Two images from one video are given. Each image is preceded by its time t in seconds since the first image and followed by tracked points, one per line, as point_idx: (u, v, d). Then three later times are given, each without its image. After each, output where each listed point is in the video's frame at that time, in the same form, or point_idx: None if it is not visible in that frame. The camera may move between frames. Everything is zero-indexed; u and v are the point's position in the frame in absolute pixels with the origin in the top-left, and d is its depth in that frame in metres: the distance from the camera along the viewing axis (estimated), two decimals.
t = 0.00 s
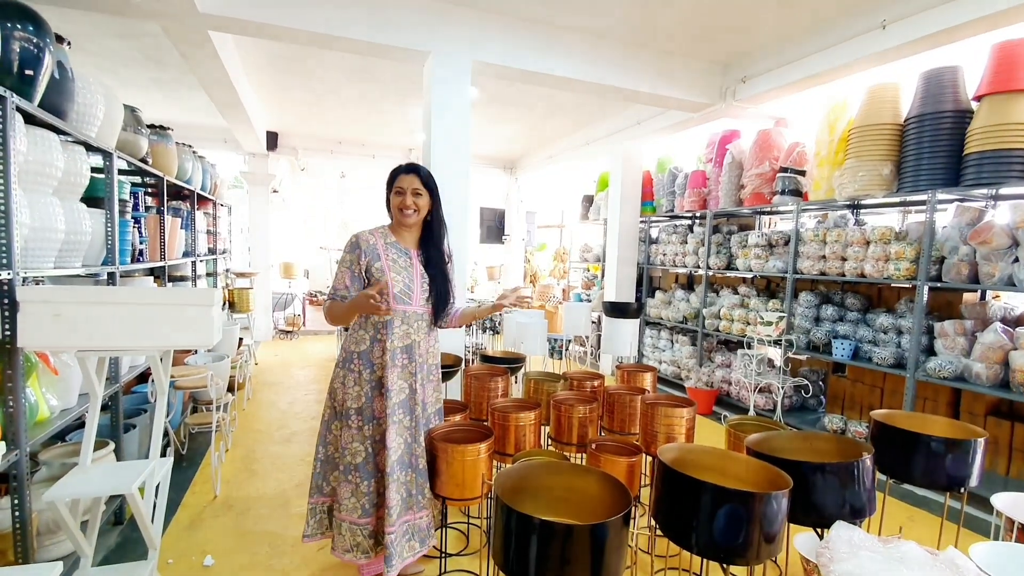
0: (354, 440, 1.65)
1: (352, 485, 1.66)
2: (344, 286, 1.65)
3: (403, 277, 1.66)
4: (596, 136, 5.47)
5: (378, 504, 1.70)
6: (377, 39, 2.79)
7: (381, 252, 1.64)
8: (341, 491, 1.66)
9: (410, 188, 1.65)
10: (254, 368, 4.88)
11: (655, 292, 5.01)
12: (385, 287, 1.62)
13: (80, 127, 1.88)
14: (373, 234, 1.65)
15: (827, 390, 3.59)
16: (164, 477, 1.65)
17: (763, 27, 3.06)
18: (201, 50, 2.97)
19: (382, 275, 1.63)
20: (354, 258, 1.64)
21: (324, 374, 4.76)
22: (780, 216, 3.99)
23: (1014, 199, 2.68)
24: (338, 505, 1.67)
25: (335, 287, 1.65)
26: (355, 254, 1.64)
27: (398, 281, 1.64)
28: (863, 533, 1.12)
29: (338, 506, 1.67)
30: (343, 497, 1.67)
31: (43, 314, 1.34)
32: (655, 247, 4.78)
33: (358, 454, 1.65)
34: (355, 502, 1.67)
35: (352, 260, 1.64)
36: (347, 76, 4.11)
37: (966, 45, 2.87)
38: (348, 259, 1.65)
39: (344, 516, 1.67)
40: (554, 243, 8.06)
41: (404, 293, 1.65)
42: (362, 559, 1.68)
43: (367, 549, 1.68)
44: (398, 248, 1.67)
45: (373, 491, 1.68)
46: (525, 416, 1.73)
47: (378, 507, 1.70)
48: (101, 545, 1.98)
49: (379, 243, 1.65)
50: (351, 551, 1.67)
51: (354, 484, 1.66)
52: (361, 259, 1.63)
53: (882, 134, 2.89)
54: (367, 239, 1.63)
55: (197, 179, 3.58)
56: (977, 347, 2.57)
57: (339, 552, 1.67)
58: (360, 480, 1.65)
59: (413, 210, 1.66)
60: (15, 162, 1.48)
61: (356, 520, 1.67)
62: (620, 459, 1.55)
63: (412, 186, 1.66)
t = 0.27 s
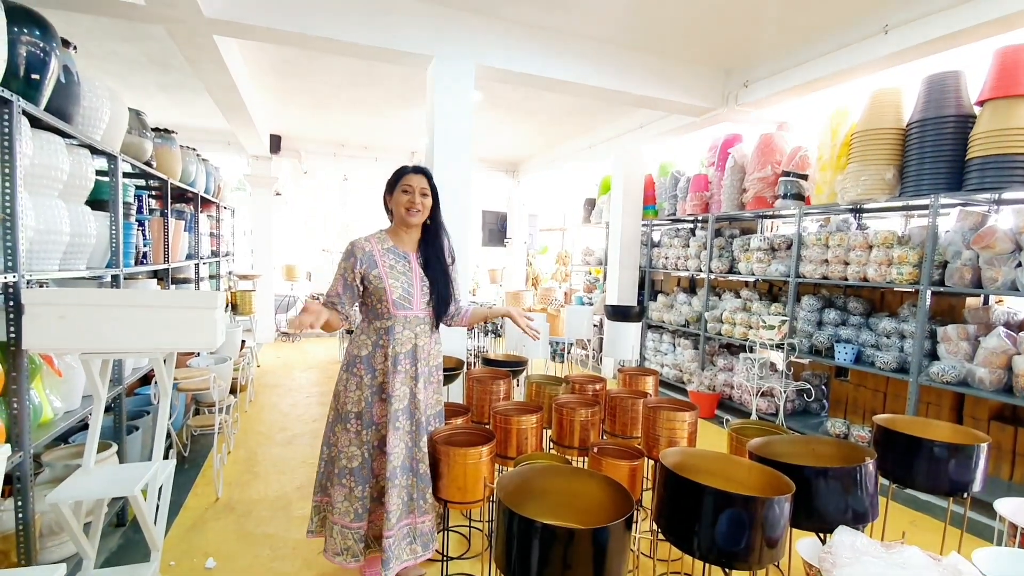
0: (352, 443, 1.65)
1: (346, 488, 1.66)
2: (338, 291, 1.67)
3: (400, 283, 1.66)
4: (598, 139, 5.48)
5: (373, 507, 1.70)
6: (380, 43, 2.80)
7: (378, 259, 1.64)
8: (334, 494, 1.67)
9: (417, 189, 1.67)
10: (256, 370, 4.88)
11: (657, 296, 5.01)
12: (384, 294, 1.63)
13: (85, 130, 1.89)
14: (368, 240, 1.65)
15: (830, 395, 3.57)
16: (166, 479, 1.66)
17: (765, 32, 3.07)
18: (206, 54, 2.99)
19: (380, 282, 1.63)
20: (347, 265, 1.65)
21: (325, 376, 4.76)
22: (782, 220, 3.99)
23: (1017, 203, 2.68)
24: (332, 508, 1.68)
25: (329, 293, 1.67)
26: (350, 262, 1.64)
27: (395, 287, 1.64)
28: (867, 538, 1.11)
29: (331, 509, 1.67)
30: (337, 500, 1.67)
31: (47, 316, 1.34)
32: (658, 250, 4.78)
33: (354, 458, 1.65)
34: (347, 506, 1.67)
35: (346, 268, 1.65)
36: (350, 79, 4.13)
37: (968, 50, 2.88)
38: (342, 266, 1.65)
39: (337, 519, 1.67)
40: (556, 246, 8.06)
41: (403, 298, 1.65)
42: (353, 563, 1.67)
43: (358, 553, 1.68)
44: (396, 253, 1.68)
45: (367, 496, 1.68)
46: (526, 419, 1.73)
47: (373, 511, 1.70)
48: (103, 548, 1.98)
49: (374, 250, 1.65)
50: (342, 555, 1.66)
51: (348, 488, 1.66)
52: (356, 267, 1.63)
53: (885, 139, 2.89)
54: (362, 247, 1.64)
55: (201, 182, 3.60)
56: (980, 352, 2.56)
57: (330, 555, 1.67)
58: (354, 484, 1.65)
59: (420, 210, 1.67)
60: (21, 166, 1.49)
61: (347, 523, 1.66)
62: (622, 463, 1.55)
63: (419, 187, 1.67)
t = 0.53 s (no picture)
0: (352, 444, 1.66)
1: (344, 488, 1.66)
2: (344, 298, 1.68)
3: (401, 287, 1.66)
4: (600, 141, 5.49)
5: (372, 508, 1.71)
6: (382, 45, 2.81)
7: (378, 265, 1.64)
8: (332, 494, 1.67)
9: (410, 192, 1.66)
10: (258, 371, 4.89)
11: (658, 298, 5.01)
12: (386, 300, 1.64)
13: (89, 132, 1.90)
14: (368, 246, 1.65)
15: (831, 397, 3.58)
16: (168, 480, 1.66)
17: (767, 35, 3.08)
18: (209, 56, 3.00)
19: (381, 287, 1.64)
20: (349, 272, 1.65)
21: (327, 377, 4.77)
22: (783, 222, 4.00)
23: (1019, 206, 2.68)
24: (330, 508, 1.68)
25: (336, 301, 1.69)
26: (351, 268, 1.64)
27: (396, 292, 1.65)
28: (868, 540, 1.11)
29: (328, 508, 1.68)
30: (334, 500, 1.68)
31: (52, 317, 1.35)
32: (659, 252, 4.78)
33: (354, 459, 1.66)
34: (345, 506, 1.67)
35: (349, 274, 1.65)
36: (353, 81, 4.14)
37: (969, 53, 2.88)
38: (345, 273, 1.66)
39: (334, 519, 1.67)
40: (557, 248, 8.06)
41: (405, 303, 1.65)
42: (349, 562, 1.66)
43: (354, 552, 1.68)
44: (396, 258, 1.68)
45: (365, 496, 1.68)
46: (528, 421, 1.73)
47: (371, 511, 1.71)
48: (105, 548, 1.99)
49: (374, 255, 1.65)
50: (339, 556, 1.66)
51: (345, 488, 1.66)
52: (358, 273, 1.63)
53: (886, 141, 2.89)
54: (361, 253, 1.64)
55: (204, 183, 3.62)
56: (982, 354, 2.56)
57: (327, 553, 1.67)
58: (352, 485, 1.66)
59: (414, 213, 1.66)
60: (25, 167, 1.50)
61: (343, 524, 1.66)
62: (623, 465, 1.55)
63: (411, 189, 1.67)
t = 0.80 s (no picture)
0: (359, 441, 1.66)
1: (351, 485, 1.67)
2: (351, 298, 1.67)
3: (407, 286, 1.67)
4: (607, 139, 5.48)
5: (379, 504, 1.72)
6: (389, 43, 2.81)
7: (384, 263, 1.65)
8: (341, 490, 1.68)
9: (420, 194, 1.66)
10: (266, 368, 4.93)
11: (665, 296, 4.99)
12: (393, 298, 1.65)
13: (99, 129, 1.92)
14: (374, 244, 1.65)
15: (840, 397, 3.56)
16: (177, 474, 1.67)
17: (776, 31, 3.05)
18: (217, 54, 3.02)
19: (387, 286, 1.64)
20: (357, 271, 1.65)
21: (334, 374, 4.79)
22: (792, 220, 3.97)
23: None
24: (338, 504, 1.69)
25: (342, 300, 1.68)
26: (358, 267, 1.64)
27: (402, 291, 1.65)
28: (876, 539, 1.11)
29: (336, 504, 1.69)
30: (343, 496, 1.68)
31: (63, 313, 1.37)
32: (666, 251, 4.76)
33: (361, 456, 1.66)
34: (353, 503, 1.68)
35: (355, 273, 1.65)
36: (360, 79, 4.15)
37: (982, 49, 2.84)
38: (352, 272, 1.66)
39: (343, 515, 1.68)
40: (564, 246, 8.06)
41: (410, 301, 1.66)
42: (358, 557, 1.67)
43: (363, 548, 1.68)
44: (401, 256, 1.68)
45: (373, 493, 1.69)
46: (533, 418, 1.73)
47: (378, 508, 1.72)
48: (114, 541, 2.01)
49: (380, 254, 1.65)
50: (349, 551, 1.67)
51: (353, 485, 1.67)
52: (365, 272, 1.64)
53: (896, 139, 2.86)
54: (367, 252, 1.64)
55: (212, 180, 3.64)
56: (993, 354, 2.53)
57: (337, 548, 1.68)
58: (360, 481, 1.67)
59: (422, 216, 1.67)
60: (36, 164, 1.51)
61: (352, 520, 1.67)
62: (630, 462, 1.56)
63: (422, 192, 1.67)
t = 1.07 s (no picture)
0: (367, 442, 1.66)
1: (361, 487, 1.67)
2: (354, 297, 1.65)
3: (413, 283, 1.67)
4: (611, 138, 5.46)
5: (388, 505, 1.72)
6: (394, 43, 2.82)
7: (389, 261, 1.64)
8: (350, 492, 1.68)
9: (436, 195, 1.67)
10: (272, 368, 4.95)
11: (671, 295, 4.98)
12: (398, 296, 1.64)
13: (106, 131, 1.93)
14: (379, 243, 1.65)
15: (847, 396, 3.53)
16: (185, 474, 1.68)
17: (782, 28, 3.03)
18: (223, 56, 3.03)
19: (393, 284, 1.64)
20: (362, 269, 1.63)
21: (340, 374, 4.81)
22: (798, 219, 3.94)
23: None
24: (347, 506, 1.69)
25: (345, 299, 1.65)
26: (363, 266, 1.63)
27: (408, 288, 1.65)
28: (885, 540, 1.10)
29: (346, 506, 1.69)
30: (353, 498, 1.68)
31: (71, 313, 1.38)
32: (671, 249, 4.74)
33: (370, 457, 1.66)
34: (363, 505, 1.67)
35: (360, 271, 1.63)
36: (364, 80, 4.16)
37: (992, 44, 2.82)
38: (356, 271, 1.64)
39: (352, 517, 1.68)
40: (568, 246, 8.05)
41: (416, 299, 1.66)
42: (369, 559, 1.68)
43: (374, 550, 1.69)
44: (406, 254, 1.68)
45: (382, 494, 1.69)
46: (539, 418, 1.73)
47: (387, 508, 1.72)
48: (123, 540, 2.03)
49: (386, 252, 1.65)
50: (359, 553, 1.68)
51: (363, 486, 1.67)
52: (370, 270, 1.62)
53: (905, 136, 2.83)
54: (373, 250, 1.63)
55: (218, 182, 3.66)
56: (1003, 352, 2.50)
57: (348, 551, 1.68)
58: (369, 483, 1.67)
59: (439, 216, 1.69)
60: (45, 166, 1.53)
61: (362, 522, 1.67)
62: (635, 462, 1.56)
63: (438, 192, 1.67)
